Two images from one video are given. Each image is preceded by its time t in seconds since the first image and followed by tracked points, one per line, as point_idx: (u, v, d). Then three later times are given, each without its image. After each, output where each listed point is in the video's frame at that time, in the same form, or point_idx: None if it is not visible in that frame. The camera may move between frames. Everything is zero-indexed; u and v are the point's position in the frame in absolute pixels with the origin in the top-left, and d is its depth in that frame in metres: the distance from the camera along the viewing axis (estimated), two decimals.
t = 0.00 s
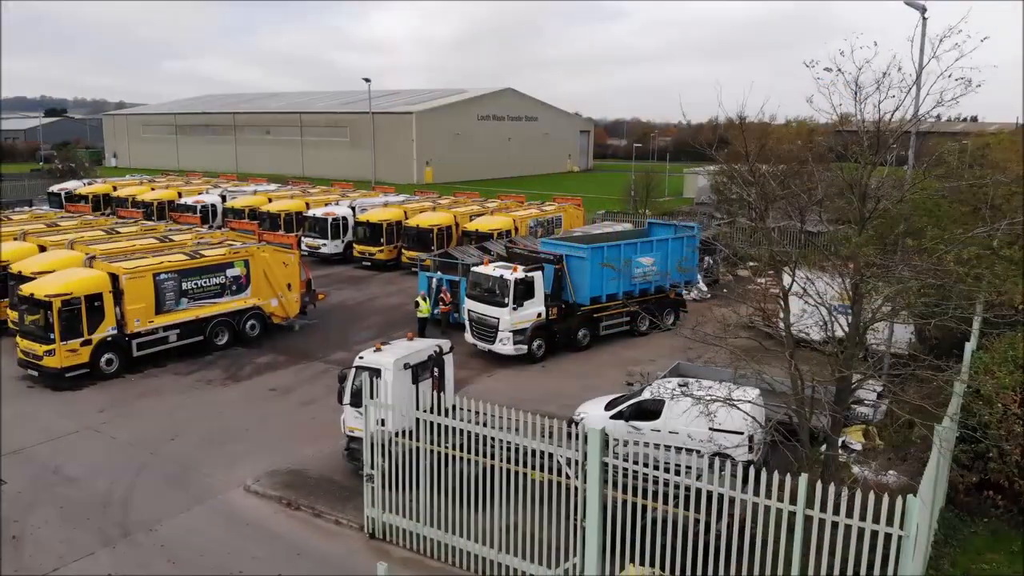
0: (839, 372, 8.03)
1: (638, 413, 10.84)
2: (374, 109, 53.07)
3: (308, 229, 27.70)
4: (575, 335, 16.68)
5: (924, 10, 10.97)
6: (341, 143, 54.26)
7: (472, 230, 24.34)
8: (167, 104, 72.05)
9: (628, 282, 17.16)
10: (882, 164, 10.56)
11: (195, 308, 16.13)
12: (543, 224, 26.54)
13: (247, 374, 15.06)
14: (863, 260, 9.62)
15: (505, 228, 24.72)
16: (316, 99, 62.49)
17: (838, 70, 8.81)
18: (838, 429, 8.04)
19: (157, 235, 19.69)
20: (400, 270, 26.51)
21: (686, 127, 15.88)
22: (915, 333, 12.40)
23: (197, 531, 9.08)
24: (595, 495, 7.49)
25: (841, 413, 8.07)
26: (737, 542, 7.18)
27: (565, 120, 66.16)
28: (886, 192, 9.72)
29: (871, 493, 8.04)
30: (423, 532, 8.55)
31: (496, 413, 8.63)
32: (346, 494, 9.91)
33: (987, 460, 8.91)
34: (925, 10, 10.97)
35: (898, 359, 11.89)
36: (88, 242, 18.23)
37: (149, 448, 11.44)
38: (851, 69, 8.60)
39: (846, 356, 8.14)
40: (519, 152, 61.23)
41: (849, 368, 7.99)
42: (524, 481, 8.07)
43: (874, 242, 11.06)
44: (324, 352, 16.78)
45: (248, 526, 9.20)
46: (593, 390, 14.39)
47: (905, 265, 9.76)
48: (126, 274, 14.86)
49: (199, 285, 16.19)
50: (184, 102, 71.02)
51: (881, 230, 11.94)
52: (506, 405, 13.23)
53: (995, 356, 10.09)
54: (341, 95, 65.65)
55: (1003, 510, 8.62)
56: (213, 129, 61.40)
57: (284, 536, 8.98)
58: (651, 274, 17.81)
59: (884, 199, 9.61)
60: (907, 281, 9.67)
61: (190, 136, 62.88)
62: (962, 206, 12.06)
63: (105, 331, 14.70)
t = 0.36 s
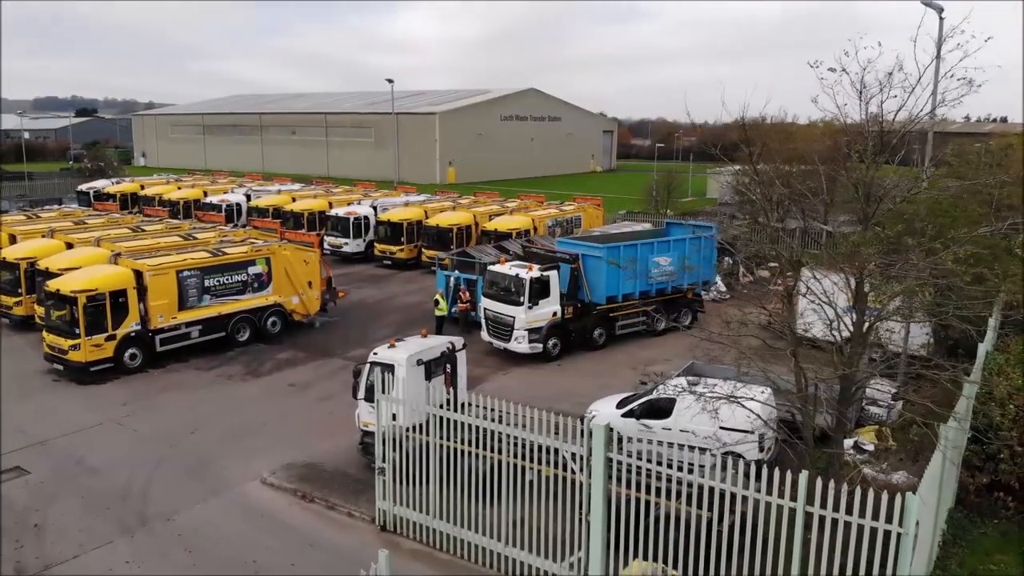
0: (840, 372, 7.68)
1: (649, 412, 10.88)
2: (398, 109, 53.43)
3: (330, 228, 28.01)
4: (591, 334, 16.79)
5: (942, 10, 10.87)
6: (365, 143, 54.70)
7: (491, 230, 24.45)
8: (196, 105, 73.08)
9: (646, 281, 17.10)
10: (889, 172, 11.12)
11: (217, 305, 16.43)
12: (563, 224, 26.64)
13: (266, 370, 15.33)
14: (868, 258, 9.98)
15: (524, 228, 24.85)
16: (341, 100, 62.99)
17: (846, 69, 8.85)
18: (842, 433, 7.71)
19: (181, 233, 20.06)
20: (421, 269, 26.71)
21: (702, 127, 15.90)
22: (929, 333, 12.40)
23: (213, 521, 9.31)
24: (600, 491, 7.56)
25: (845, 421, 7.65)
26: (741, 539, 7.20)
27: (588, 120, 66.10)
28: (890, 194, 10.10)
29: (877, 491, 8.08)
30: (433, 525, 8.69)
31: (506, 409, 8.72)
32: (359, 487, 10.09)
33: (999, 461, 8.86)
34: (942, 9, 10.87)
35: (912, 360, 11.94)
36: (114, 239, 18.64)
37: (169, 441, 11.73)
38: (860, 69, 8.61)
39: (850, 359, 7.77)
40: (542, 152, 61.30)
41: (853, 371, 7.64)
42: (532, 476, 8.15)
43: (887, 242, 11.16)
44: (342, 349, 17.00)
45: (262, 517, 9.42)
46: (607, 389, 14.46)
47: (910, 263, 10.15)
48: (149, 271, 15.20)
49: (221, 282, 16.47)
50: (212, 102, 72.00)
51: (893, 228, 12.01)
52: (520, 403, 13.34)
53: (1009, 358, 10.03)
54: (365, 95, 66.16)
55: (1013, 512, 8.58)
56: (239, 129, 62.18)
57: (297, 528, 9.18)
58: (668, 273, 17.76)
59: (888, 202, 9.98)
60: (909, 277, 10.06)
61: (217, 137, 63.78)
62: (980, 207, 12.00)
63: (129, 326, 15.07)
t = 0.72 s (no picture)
0: (848, 370, 7.65)
1: (662, 410, 10.93)
2: (421, 109, 53.74)
3: (352, 228, 28.28)
4: (607, 334, 16.85)
5: (959, 10, 10.82)
6: (388, 143, 55.10)
7: (511, 229, 24.57)
8: (222, 105, 74.00)
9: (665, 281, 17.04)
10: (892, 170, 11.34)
11: (240, 302, 16.73)
12: (581, 224, 26.72)
13: (287, 365, 15.59)
14: (878, 258, 10.26)
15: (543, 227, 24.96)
16: (364, 100, 63.34)
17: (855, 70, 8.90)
18: (848, 431, 7.71)
19: (205, 231, 20.42)
20: (441, 268, 26.90)
21: (719, 128, 15.93)
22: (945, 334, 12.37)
23: (232, 512, 9.55)
24: (608, 486, 7.61)
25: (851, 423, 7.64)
26: (748, 535, 7.21)
27: (610, 119, 65.99)
28: (899, 195, 10.28)
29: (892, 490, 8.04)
30: (446, 518, 8.83)
31: (518, 404, 8.80)
32: (375, 480, 10.28)
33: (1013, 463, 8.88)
34: (959, 9, 10.82)
35: (928, 361, 11.93)
36: (140, 237, 19.04)
37: (190, 434, 12.00)
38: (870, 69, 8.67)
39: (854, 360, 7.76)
40: (564, 152, 61.33)
41: (858, 369, 7.63)
42: (542, 470, 8.23)
43: (896, 242, 11.24)
44: (362, 345, 17.24)
45: (279, 509, 9.63)
46: (623, 388, 14.54)
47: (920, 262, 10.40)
48: (173, 269, 15.53)
49: (244, 279, 16.77)
50: (238, 103, 72.89)
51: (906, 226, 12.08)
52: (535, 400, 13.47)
53: None
54: (389, 96, 66.63)
55: None
56: (264, 130, 62.89)
57: (314, 519, 9.40)
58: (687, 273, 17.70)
59: (894, 202, 10.20)
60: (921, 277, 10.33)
61: (242, 137, 64.57)
62: (998, 207, 11.95)
63: (154, 322, 15.40)
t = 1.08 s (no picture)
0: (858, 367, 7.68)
1: (677, 407, 10.97)
2: (444, 110, 54.09)
3: (374, 227, 28.58)
4: (624, 332, 16.95)
5: (978, 11, 10.81)
6: (411, 144, 55.49)
7: (531, 229, 24.72)
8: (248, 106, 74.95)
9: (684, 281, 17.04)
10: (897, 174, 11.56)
11: (263, 299, 17.05)
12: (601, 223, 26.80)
13: (309, 361, 15.88)
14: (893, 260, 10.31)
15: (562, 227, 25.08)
16: (388, 101, 63.83)
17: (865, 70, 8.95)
18: (858, 427, 7.75)
19: (230, 230, 20.79)
20: (461, 267, 27.11)
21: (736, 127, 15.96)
22: (961, 334, 12.34)
23: (253, 502, 9.80)
24: (618, 480, 7.71)
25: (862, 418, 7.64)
26: (757, 530, 7.27)
27: (634, 119, 65.89)
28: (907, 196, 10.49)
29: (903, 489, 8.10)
30: (461, 510, 9.00)
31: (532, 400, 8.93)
32: (392, 473, 10.48)
33: None
34: (978, 11, 10.81)
35: (944, 361, 11.91)
36: (167, 235, 19.46)
37: (213, 427, 12.28)
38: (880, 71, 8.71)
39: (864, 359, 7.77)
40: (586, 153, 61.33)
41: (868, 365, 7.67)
42: (554, 464, 8.35)
43: (905, 240, 11.27)
44: (382, 342, 17.48)
45: (298, 500, 9.86)
46: (639, 387, 14.65)
47: (933, 260, 10.50)
48: (199, 266, 15.89)
49: (267, 277, 17.09)
50: (264, 103, 73.80)
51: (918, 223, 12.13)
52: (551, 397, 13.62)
53: None
54: (412, 96, 67.06)
55: None
56: (289, 130, 63.61)
57: (332, 510, 9.61)
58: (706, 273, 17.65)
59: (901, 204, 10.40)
60: (937, 277, 10.48)
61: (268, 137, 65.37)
62: (1017, 207, 11.91)
63: (180, 318, 15.75)
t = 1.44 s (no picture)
0: (869, 363, 7.74)
1: (693, 405, 11.05)
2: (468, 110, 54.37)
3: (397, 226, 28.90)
4: (644, 331, 17.06)
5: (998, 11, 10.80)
6: (435, 143, 55.88)
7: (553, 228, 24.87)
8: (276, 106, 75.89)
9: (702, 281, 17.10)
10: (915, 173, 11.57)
11: (289, 296, 17.40)
12: (623, 224, 26.88)
13: (333, 357, 16.19)
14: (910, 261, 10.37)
15: (584, 226, 25.20)
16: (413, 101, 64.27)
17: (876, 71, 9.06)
18: (869, 424, 7.83)
19: (257, 228, 21.19)
20: (484, 265, 27.33)
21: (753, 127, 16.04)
22: (982, 335, 12.31)
23: (277, 492, 10.09)
24: (631, 473, 7.86)
25: (872, 415, 7.68)
26: (767, 523, 7.38)
27: (658, 119, 65.71)
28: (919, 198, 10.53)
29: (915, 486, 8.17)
30: (479, 502, 9.20)
31: (549, 394, 9.10)
32: (413, 465, 10.72)
33: None
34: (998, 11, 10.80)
35: (964, 362, 11.87)
36: (196, 233, 19.90)
37: (239, 420, 12.62)
38: (891, 71, 8.81)
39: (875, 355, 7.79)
40: (611, 153, 61.28)
41: (880, 361, 7.72)
42: (569, 458, 8.52)
43: (925, 241, 11.27)
44: (404, 339, 17.76)
45: (321, 490, 10.13)
46: (658, 385, 14.76)
47: (951, 260, 10.51)
48: (227, 263, 16.27)
49: (293, 274, 17.43)
50: (292, 103, 74.68)
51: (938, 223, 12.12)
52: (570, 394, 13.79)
53: None
54: (437, 96, 67.46)
55: None
56: (316, 130, 64.31)
57: (354, 500, 9.87)
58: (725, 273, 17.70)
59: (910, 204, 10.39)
60: (954, 277, 10.52)
61: (295, 138, 66.14)
62: None
63: (207, 314, 16.14)
